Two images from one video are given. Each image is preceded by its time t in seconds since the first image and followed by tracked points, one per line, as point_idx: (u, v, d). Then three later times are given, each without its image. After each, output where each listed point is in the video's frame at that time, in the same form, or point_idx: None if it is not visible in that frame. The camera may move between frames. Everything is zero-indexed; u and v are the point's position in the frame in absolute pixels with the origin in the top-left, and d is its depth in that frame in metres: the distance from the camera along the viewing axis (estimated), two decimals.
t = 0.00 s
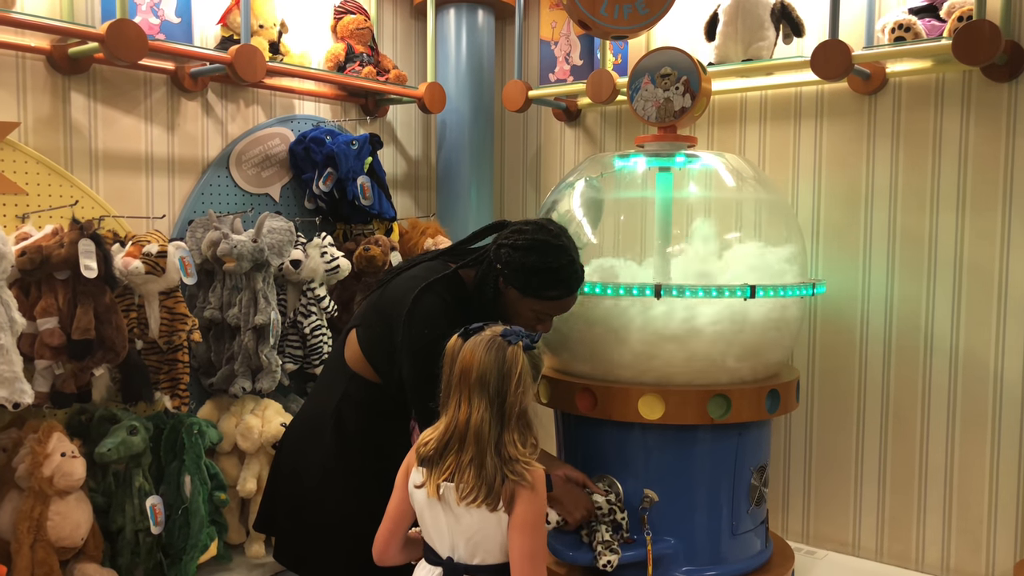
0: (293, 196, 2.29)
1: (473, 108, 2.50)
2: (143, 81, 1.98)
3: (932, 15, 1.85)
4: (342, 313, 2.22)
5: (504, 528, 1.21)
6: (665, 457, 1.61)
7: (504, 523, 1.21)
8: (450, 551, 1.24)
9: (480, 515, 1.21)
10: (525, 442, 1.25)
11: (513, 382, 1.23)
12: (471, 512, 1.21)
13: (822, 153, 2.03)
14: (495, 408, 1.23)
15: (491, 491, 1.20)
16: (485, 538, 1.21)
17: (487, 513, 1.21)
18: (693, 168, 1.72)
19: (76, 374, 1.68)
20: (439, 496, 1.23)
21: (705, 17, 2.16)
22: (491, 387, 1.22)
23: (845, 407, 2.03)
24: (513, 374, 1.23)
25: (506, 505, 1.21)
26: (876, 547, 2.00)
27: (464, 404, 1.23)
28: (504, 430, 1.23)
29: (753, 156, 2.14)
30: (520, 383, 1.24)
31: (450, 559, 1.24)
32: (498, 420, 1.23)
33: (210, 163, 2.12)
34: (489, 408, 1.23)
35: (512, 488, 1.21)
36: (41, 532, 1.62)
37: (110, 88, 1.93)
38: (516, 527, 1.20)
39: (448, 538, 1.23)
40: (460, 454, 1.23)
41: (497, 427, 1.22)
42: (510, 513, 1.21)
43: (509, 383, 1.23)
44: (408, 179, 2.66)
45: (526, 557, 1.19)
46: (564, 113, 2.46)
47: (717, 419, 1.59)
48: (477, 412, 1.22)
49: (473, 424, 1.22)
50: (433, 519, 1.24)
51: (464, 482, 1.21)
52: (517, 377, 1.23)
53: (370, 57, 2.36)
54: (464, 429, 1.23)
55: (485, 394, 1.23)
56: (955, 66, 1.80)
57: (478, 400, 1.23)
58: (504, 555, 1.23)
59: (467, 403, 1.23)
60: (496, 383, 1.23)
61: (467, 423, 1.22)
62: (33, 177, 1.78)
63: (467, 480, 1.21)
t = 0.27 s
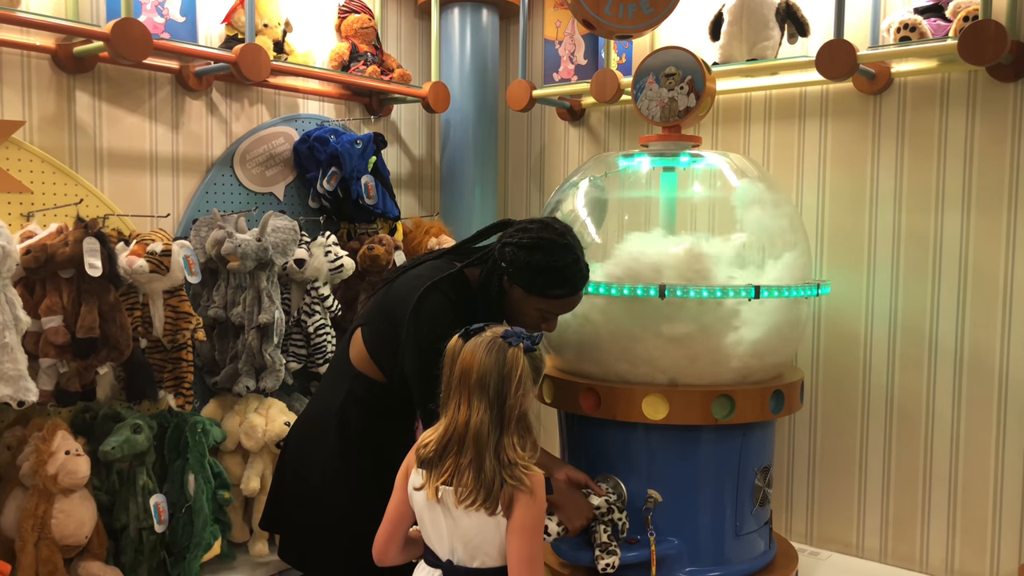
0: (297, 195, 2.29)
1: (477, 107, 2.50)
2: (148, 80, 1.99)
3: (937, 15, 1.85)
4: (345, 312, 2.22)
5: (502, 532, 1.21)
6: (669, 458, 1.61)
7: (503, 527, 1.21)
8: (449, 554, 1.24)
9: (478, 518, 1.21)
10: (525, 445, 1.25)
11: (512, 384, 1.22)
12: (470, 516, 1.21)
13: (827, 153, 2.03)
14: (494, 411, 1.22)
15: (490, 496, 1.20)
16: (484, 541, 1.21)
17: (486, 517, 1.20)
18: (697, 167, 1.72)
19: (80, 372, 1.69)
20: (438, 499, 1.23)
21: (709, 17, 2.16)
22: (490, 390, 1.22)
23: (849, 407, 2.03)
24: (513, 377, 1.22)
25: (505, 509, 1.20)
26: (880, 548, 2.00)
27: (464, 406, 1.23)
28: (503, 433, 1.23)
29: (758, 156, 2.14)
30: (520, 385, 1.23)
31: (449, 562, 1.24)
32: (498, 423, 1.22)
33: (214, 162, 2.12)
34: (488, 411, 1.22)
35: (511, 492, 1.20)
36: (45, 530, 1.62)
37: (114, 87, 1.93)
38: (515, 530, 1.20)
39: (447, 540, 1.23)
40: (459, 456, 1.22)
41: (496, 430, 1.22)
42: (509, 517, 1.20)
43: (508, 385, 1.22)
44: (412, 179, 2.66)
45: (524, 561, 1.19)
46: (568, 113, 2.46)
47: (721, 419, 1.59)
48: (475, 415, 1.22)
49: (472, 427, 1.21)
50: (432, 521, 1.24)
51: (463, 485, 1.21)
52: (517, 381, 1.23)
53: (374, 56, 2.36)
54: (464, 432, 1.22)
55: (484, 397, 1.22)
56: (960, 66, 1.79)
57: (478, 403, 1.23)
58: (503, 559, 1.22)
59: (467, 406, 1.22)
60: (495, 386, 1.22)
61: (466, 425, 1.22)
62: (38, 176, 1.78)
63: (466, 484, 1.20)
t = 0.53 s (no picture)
0: (300, 197, 2.29)
1: (481, 109, 2.50)
2: (152, 81, 1.99)
3: (941, 17, 1.85)
4: (349, 313, 2.22)
5: (504, 535, 1.21)
6: (672, 459, 1.61)
7: (504, 530, 1.21)
8: (450, 556, 1.24)
9: (480, 521, 1.21)
10: (525, 449, 1.24)
11: (513, 388, 1.22)
12: (472, 518, 1.21)
13: (830, 155, 2.03)
14: (495, 414, 1.22)
15: (490, 500, 1.20)
16: (486, 544, 1.21)
17: (487, 520, 1.20)
18: (700, 169, 1.72)
19: (84, 373, 1.69)
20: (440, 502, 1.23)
21: (713, 19, 2.16)
22: (491, 395, 1.22)
23: (852, 409, 2.03)
24: (513, 380, 1.22)
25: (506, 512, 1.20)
26: (883, 550, 2.00)
27: (464, 410, 1.23)
28: (503, 437, 1.22)
29: (761, 158, 2.14)
30: (520, 388, 1.23)
31: (451, 564, 1.24)
32: (498, 427, 1.22)
33: (218, 163, 2.13)
34: (488, 415, 1.22)
35: (513, 495, 1.20)
36: (49, 531, 1.63)
37: (119, 89, 1.93)
38: (517, 533, 1.20)
39: (449, 543, 1.23)
40: (460, 460, 1.22)
41: (496, 433, 1.22)
42: (510, 521, 1.20)
43: (508, 387, 1.22)
44: (416, 180, 2.66)
45: (525, 563, 1.19)
46: (571, 114, 2.46)
47: (723, 420, 1.59)
48: (476, 418, 1.21)
49: (472, 431, 1.21)
50: (433, 524, 1.24)
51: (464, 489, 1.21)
52: (517, 384, 1.22)
53: (377, 57, 2.37)
54: (464, 436, 1.22)
55: (485, 400, 1.22)
56: (964, 68, 1.79)
57: (479, 406, 1.22)
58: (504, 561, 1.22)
59: (468, 409, 1.22)
60: (495, 389, 1.22)
61: (467, 428, 1.22)
62: (42, 177, 1.79)
63: (467, 488, 1.20)
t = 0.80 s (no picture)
0: (302, 197, 2.29)
1: (482, 109, 2.50)
2: (154, 81, 1.99)
3: (943, 19, 1.85)
4: (349, 313, 2.22)
5: (527, 531, 1.13)
6: (672, 460, 1.61)
7: (528, 527, 1.13)
8: (465, 558, 1.15)
9: (501, 516, 1.12)
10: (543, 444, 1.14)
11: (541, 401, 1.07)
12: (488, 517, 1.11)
13: (832, 156, 2.03)
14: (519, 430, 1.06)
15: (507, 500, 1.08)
16: (507, 544, 1.13)
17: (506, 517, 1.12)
18: (702, 169, 1.72)
19: (85, 373, 1.69)
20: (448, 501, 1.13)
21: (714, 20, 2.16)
22: (500, 397, 1.05)
23: (853, 411, 2.03)
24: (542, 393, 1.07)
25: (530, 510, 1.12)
26: (883, 551, 2.00)
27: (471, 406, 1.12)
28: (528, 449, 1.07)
29: (762, 159, 2.14)
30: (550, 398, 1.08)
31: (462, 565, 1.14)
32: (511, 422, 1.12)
33: (219, 163, 2.13)
34: (512, 432, 1.06)
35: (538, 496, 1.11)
36: (50, 531, 1.63)
37: (121, 88, 1.93)
38: (541, 531, 1.12)
39: (465, 545, 1.14)
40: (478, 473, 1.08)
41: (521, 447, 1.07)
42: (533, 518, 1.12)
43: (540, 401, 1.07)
44: (417, 180, 2.66)
45: (550, 560, 1.12)
46: (573, 115, 2.46)
47: (724, 422, 1.59)
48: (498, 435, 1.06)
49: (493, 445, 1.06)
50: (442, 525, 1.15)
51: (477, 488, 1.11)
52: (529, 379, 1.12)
53: (379, 57, 2.37)
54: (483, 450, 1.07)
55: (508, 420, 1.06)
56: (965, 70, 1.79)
57: (503, 424, 1.06)
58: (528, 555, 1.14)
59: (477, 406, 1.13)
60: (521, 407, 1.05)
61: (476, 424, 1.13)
62: (44, 176, 1.79)
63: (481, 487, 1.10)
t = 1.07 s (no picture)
0: (302, 196, 2.29)
1: (482, 109, 2.50)
2: (154, 80, 1.99)
3: (942, 19, 1.85)
4: (349, 312, 2.22)
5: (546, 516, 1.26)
6: (672, 459, 1.62)
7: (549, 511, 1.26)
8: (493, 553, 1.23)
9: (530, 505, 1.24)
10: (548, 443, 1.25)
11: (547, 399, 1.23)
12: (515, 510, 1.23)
13: (831, 156, 2.03)
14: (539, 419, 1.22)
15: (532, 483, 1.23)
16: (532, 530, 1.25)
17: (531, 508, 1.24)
18: (701, 169, 1.72)
19: (85, 372, 1.70)
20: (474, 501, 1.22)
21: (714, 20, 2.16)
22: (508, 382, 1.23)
23: (851, 410, 2.03)
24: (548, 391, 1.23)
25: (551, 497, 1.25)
26: (881, 551, 2.00)
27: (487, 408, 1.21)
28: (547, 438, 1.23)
29: (761, 159, 2.14)
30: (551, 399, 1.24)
31: (493, 561, 1.22)
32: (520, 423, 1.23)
33: (219, 162, 2.13)
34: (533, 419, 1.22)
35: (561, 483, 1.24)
36: (49, 529, 1.63)
37: (121, 87, 1.94)
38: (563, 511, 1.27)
39: (496, 541, 1.23)
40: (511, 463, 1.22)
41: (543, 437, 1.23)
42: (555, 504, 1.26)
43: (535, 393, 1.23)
44: (417, 179, 2.66)
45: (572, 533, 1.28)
46: (573, 115, 2.46)
47: (723, 421, 1.60)
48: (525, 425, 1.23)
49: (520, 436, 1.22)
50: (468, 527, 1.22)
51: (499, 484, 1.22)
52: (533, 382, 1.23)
53: (379, 57, 2.37)
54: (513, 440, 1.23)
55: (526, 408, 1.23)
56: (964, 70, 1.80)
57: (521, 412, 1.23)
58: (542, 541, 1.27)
59: (485, 408, 1.23)
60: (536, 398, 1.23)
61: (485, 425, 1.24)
62: (44, 176, 1.79)
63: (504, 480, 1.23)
